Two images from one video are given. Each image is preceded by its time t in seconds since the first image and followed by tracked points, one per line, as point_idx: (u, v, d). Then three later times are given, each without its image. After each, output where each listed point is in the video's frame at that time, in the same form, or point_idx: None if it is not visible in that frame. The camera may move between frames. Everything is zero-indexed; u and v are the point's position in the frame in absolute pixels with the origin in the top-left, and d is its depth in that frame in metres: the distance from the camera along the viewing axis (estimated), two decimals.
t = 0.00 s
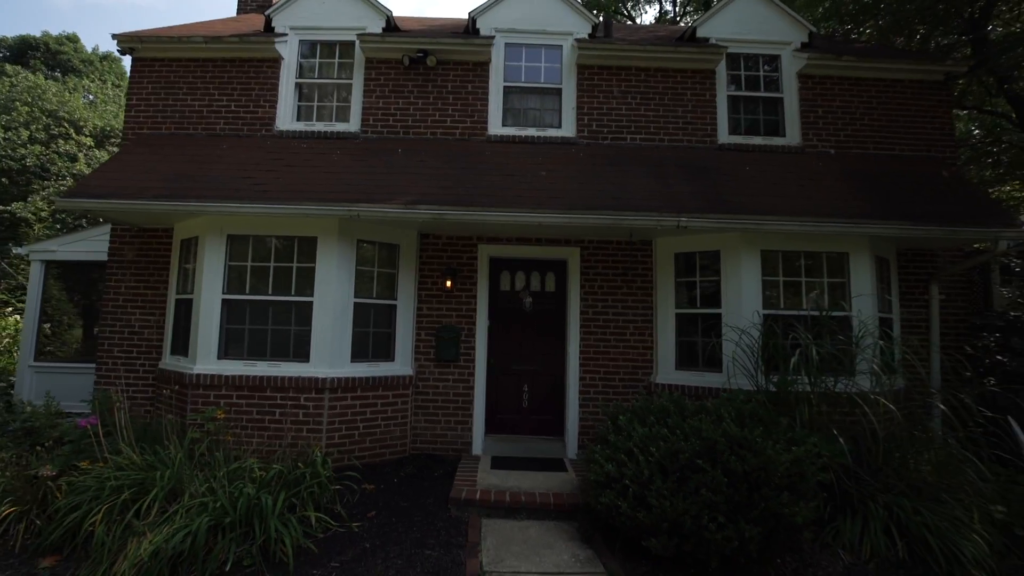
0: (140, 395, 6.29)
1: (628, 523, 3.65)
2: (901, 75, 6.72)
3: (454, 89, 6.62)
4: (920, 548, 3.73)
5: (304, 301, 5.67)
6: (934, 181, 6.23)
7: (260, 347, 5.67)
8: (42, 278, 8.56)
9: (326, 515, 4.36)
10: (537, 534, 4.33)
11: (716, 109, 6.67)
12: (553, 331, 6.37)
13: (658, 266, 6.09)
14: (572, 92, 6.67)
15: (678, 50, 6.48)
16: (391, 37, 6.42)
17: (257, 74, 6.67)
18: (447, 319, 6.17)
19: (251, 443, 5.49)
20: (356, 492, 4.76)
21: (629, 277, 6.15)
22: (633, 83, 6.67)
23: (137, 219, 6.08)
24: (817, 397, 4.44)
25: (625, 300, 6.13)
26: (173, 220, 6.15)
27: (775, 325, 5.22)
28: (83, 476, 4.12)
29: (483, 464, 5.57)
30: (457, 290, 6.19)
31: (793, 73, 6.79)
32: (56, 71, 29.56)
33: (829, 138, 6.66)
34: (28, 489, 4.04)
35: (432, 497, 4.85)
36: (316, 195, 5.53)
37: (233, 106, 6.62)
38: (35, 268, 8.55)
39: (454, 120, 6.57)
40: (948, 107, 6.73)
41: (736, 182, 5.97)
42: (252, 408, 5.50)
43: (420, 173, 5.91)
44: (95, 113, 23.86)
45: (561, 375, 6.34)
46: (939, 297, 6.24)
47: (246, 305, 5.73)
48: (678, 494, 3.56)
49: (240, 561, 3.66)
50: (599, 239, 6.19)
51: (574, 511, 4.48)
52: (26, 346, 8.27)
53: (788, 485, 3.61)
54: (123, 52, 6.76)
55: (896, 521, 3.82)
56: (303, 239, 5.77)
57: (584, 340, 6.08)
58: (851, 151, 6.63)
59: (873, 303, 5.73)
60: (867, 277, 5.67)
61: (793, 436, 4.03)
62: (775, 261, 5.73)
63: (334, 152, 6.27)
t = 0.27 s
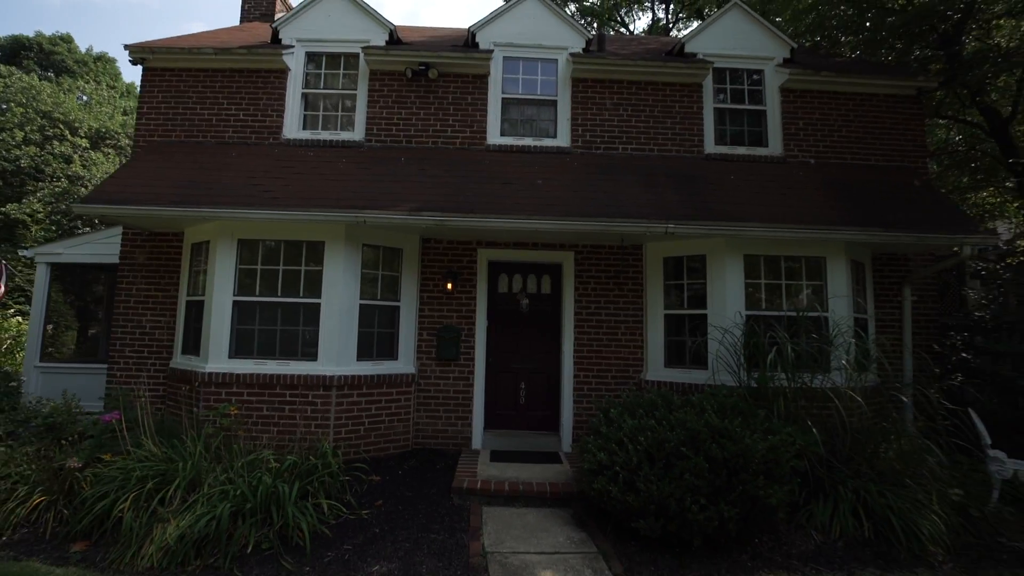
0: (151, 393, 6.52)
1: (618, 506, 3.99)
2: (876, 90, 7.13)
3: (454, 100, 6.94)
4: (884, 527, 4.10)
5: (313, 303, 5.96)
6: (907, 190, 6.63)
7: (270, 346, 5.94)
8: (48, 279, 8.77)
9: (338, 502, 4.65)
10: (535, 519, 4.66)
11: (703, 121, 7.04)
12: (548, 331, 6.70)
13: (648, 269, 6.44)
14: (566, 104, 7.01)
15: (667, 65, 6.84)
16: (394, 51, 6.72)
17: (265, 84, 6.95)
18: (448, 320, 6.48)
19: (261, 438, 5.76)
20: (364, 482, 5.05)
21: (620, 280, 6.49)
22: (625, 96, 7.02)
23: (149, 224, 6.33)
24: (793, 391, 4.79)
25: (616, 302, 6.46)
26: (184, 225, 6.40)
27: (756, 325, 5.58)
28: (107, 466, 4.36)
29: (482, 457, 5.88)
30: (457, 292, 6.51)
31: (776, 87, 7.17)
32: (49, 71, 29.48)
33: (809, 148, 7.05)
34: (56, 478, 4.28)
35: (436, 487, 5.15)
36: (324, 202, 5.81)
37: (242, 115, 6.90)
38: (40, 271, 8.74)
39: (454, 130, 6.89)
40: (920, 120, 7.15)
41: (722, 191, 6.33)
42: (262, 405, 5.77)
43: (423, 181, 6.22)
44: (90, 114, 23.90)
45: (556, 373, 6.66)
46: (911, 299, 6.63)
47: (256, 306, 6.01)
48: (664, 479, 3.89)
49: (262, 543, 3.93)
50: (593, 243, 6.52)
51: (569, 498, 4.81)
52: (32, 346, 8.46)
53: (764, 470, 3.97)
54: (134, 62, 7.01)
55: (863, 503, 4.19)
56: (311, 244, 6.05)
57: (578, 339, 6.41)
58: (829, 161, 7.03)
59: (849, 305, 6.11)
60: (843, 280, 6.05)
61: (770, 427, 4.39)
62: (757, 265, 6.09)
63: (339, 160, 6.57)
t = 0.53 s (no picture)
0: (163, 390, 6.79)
1: (610, 493, 4.32)
2: (856, 102, 7.50)
3: (455, 111, 7.27)
4: (854, 512, 4.45)
5: (321, 304, 6.27)
6: (884, 198, 7.00)
7: (280, 346, 6.24)
8: (56, 281, 9.00)
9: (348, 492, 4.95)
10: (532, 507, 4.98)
11: (692, 131, 7.40)
12: (544, 332, 7.03)
13: (639, 273, 6.78)
14: (562, 114, 7.34)
15: (658, 79, 7.18)
16: (398, 64, 7.04)
17: (274, 94, 7.25)
18: (449, 321, 6.80)
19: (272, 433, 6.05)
20: (371, 474, 5.36)
21: (613, 283, 6.82)
22: (618, 107, 7.37)
23: (162, 229, 6.60)
24: (772, 388, 5.15)
25: (609, 303, 6.80)
26: (196, 230, 6.68)
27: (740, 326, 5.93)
28: (132, 458, 4.64)
29: (482, 451, 6.21)
30: (458, 294, 6.83)
31: (761, 99, 7.53)
32: (45, 71, 29.54)
33: (792, 158, 7.42)
34: (84, 469, 4.54)
35: (440, 479, 5.46)
36: (332, 209, 6.12)
37: (251, 124, 7.19)
38: (50, 272, 8.97)
39: (455, 139, 7.22)
40: (897, 131, 7.53)
41: (710, 199, 6.68)
42: (273, 402, 6.06)
43: (426, 189, 6.53)
44: (88, 115, 24.02)
45: (551, 371, 6.99)
46: (888, 301, 7.00)
47: (267, 308, 6.31)
48: (651, 469, 4.23)
49: (280, 528, 4.22)
50: (587, 248, 6.85)
51: (564, 488, 5.15)
52: (42, 345, 8.72)
53: (743, 459, 4.32)
54: (146, 72, 7.28)
55: (835, 490, 4.54)
56: (319, 248, 6.36)
57: (573, 339, 6.74)
58: (811, 169, 7.40)
59: (828, 307, 6.47)
60: (823, 283, 6.41)
61: (750, 420, 4.74)
62: (741, 269, 6.45)
63: (346, 168, 6.88)
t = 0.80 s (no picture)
0: (177, 389, 7.09)
1: (602, 482, 4.65)
2: (839, 113, 7.86)
3: (456, 121, 7.61)
4: (829, 499, 4.79)
5: (329, 306, 6.59)
6: (864, 205, 7.37)
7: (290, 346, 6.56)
8: (69, 284, 9.22)
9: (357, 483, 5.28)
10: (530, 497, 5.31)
11: (683, 141, 7.76)
12: (542, 332, 7.35)
13: (632, 276, 7.12)
14: (558, 125, 7.69)
15: (651, 91, 7.53)
16: (402, 77, 7.37)
17: (282, 105, 7.57)
18: (451, 322, 7.12)
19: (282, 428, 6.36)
20: (378, 467, 5.69)
21: (607, 285, 7.16)
22: (612, 118, 7.72)
23: (177, 235, 6.91)
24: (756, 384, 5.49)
25: (604, 305, 7.13)
26: (209, 236, 6.99)
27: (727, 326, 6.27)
28: (155, 449, 4.96)
29: (482, 445, 6.53)
30: (459, 296, 7.16)
31: (749, 110, 7.89)
32: (46, 75, 29.79)
33: (778, 166, 7.78)
34: (111, 460, 4.87)
35: (443, 471, 5.79)
36: (340, 216, 6.44)
37: (261, 134, 7.51)
38: (63, 275, 9.21)
39: (457, 148, 7.56)
40: (878, 140, 7.90)
41: (698, 206, 7.02)
42: (283, 398, 6.36)
43: (429, 196, 6.86)
44: (90, 118, 24.28)
45: (548, 370, 7.31)
46: (869, 303, 7.35)
47: (277, 309, 6.62)
48: (641, 459, 4.57)
49: (295, 513, 4.56)
50: (582, 253, 7.18)
51: (560, 478, 5.48)
52: (55, 345, 9.03)
53: (726, 449, 4.65)
54: (160, 84, 7.59)
55: (812, 478, 4.88)
56: (327, 253, 6.68)
57: (569, 339, 7.07)
58: (796, 177, 7.76)
59: (811, 309, 6.82)
60: (806, 286, 6.76)
61: (733, 414, 5.08)
62: (729, 272, 6.80)
63: (352, 176, 7.21)
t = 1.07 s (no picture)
0: (191, 387, 7.42)
1: (596, 472, 4.99)
2: (825, 122, 8.21)
3: (457, 131, 7.96)
4: (808, 488, 5.12)
5: (338, 308, 6.92)
6: (848, 211, 7.72)
7: (300, 346, 6.88)
8: (83, 286, 9.51)
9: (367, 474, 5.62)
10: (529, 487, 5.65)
11: (675, 149, 8.12)
12: (540, 333, 7.68)
13: (626, 280, 7.46)
14: (555, 134, 8.04)
15: (644, 102, 7.89)
16: (406, 89, 7.71)
17: (291, 116, 7.90)
18: (453, 323, 7.46)
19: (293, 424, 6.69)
20: (385, 460, 6.02)
21: (602, 288, 7.51)
22: (606, 127, 8.08)
23: (191, 241, 7.23)
24: (741, 382, 5.83)
25: (599, 307, 7.48)
26: (222, 241, 7.32)
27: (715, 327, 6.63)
28: (178, 443, 5.30)
29: (483, 441, 6.86)
30: (460, 299, 7.50)
31: (738, 119, 8.24)
32: (49, 79, 30.12)
33: (766, 173, 8.13)
34: (137, 453, 5.22)
35: (446, 464, 6.13)
36: (347, 222, 6.76)
37: (271, 143, 7.84)
38: (76, 279, 9.52)
39: (458, 157, 7.92)
40: (862, 149, 8.26)
41: (689, 212, 7.37)
42: (293, 396, 6.68)
43: (431, 203, 7.19)
44: (94, 122, 24.57)
45: (546, 369, 7.64)
46: (852, 304, 7.70)
47: (288, 312, 6.95)
48: (632, 450, 4.91)
49: (310, 501, 4.90)
50: (578, 257, 7.52)
51: (557, 470, 5.82)
52: (69, 346, 9.31)
53: (711, 441, 4.99)
54: (174, 95, 7.92)
55: (793, 469, 5.22)
56: (335, 258, 7.01)
57: (566, 339, 7.41)
58: (783, 184, 8.12)
59: (796, 310, 7.16)
60: (791, 289, 7.11)
61: (719, 409, 5.41)
62: (717, 276, 7.15)
63: (358, 184, 7.55)
